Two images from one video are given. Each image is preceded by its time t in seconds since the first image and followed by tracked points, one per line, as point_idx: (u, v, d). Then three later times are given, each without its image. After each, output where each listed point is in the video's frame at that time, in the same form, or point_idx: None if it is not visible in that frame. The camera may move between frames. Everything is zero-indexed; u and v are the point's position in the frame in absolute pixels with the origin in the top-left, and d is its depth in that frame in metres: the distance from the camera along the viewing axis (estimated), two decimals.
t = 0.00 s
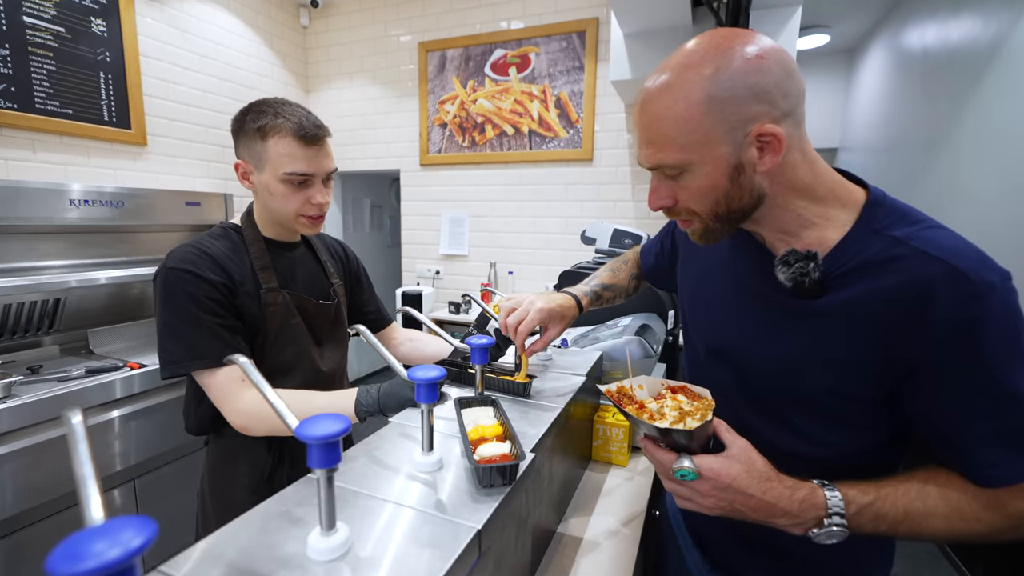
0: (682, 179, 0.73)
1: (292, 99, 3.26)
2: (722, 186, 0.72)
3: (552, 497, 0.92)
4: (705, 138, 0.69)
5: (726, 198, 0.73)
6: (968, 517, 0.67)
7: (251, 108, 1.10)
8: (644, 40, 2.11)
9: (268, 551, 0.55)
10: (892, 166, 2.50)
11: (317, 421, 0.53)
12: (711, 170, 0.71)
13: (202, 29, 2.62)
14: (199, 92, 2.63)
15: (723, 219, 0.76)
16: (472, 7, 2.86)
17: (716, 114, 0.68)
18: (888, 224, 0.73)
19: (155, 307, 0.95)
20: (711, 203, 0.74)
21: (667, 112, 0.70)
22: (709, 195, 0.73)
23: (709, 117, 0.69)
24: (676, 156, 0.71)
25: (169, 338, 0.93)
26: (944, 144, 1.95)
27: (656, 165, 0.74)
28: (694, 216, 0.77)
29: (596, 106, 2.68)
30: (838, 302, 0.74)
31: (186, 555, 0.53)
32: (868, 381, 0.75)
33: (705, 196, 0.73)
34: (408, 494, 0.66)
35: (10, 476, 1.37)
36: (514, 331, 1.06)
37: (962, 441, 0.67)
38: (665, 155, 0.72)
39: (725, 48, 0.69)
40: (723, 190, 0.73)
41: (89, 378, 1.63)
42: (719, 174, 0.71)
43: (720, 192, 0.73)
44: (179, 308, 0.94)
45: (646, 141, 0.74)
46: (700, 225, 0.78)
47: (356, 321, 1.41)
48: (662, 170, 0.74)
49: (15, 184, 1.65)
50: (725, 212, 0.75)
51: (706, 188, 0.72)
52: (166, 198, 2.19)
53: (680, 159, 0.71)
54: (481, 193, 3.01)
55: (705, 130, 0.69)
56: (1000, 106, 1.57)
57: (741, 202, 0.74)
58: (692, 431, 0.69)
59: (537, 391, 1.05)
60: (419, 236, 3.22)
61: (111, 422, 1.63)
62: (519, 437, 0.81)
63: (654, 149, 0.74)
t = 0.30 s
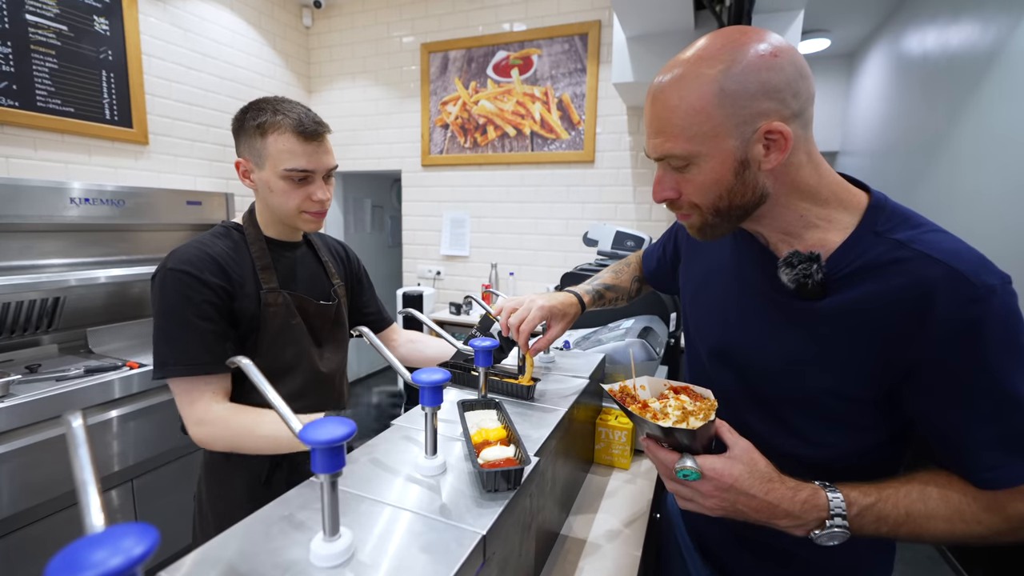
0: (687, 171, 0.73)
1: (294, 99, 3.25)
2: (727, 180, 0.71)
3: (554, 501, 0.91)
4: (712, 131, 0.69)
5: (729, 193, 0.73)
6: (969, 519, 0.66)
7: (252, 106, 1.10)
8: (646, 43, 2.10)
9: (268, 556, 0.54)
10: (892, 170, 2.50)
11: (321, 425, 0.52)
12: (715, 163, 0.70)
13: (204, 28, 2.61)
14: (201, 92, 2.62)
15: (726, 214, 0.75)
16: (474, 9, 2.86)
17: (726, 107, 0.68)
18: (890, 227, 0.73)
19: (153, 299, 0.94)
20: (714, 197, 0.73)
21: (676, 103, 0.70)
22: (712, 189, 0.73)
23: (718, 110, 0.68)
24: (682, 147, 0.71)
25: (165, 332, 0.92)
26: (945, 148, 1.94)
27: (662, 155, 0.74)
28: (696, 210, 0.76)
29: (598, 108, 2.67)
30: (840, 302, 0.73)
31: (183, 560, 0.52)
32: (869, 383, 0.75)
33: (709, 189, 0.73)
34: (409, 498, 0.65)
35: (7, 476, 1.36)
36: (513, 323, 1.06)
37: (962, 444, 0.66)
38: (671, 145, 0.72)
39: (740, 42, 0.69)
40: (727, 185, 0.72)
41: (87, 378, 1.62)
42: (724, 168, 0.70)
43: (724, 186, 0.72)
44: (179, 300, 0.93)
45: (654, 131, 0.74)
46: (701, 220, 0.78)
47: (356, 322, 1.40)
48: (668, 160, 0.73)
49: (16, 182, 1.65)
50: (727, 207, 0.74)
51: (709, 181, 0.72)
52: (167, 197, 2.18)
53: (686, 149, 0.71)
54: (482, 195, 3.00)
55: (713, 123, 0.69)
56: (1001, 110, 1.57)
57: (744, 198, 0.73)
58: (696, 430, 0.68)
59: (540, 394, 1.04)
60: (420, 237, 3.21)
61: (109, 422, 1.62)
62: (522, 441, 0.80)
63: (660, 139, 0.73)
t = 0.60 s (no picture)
0: (690, 151, 0.72)
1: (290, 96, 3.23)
2: (729, 163, 0.71)
3: (553, 500, 0.91)
4: (719, 111, 0.69)
5: (731, 177, 0.72)
6: (963, 513, 0.65)
7: (253, 104, 1.08)
8: (645, 40, 2.09)
9: (264, 557, 0.53)
10: (889, 169, 2.50)
11: (318, 424, 0.51)
12: (719, 145, 0.70)
13: (199, 25, 2.59)
14: (196, 88, 2.60)
15: (725, 200, 0.75)
16: (472, 6, 2.85)
17: (735, 88, 0.68)
18: (888, 223, 0.73)
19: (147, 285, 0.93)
20: (716, 180, 0.73)
21: (685, 80, 0.70)
22: (714, 171, 0.72)
23: (727, 90, 0.68)
24: (687, 126, 0.71)
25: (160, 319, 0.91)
26: (943, 146, 1.94)
27: (667, 133, 0.73)
28: (696, 193, 0.76)
29: (596, 106, 2.67)
30: (837, 298, 0.73)
31: (176, 563, 0.52)
32: (865, 379, 0.74)
33: (710, 171, 0.72)
34: (407, 497, 0.65)
35: (3, 475, 1.35)
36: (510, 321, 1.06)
37: (956, 439, 0.66)
38: (677, 123, 0.71)
39: (754, 25, 0.68)
40: (729, 168, 0.71)
41: (82, 376, 1.60)
42: (727, 150, 0.70)
43: (726, 169, 0.72)
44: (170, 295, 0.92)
45: (660, 109, 0.73)
46: (701, 205, 0.77)
47: (352, 321, 1.40)
48: (672, 139, 0.73)
49: (10, 179, 1.63)
50: (727, 192, 0.74)
51: (712, 163, 0.71)
52: (163, 195, 2.17)
53: (691, 127, 0.70)
54: (480, 193, 2.99)
55: (720, 102, 0.68)
56: (999, 109, 1.57)
57: (744, 184, 0.73)
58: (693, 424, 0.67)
59: (539, 393, 1.04)
60: (418, 235, 3.20)
61: (106, 421, 1.61)
62: (521, 440, 0.80)
63: (667, 117, 0.73)
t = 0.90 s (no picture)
0: (698, 131, 0.72)
1: (290, 94, 3.22)
2: (736, 146, 0.71)
3: (553, 500, 0.91)
4: (729, 92, 0.69)
5: (735, 161, 0.72)
6: (961, 509, 0.65)
7: (237, 104, 1.08)
8: (645, 37, 2.08)
9: (262, 560, 0.53)
10: (890, 166, 2.49)
11: (315, 426, 0.51)
12: (727, 126, 0.70)
13: (199, 24, 2.59)
14: (196, 88, 2.60)
15: (727, 184, 0.75)
16: (472, 3, 2.84)
17: (747, 69, 0.67)
18: (888, 220, 0.72)
19: (156, 272, 0.94)
20: (720, 162, 0.73)
21: (701, 60, 0.70)
22: (719, 153, 0.72)
23: (740, 71, 0.68)
24: (698, 105, 0.71)
25: (167, 307, 0.92)
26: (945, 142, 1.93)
27: (676, 111, 0.73)
28: (700, 175, 0.75)
29: (596, 104, 2.66)
30: (836, 294, 0.73)
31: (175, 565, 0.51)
32: (864, 376, 0.73)
33: (716, 153, 0.72)
34: (406, 499, 0.65)
35: (5, 474, 1.35)
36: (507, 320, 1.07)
37: (955, 436, 0.65)
38: (688, 100, 0.71)
39: (772, 10, 0.68)
40: (735, 151, 0.71)
41: (83, 376, 1.60)
42: (734, 132, 0.70)
43: (731, 152, 0.71)
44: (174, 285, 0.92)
45: (672, 86, 0.73)
46: (703, 188, 0.77)
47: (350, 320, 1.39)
48: (681, 118, 0.73)
49: (11, 179, 1.63)
50: (730, 176, 0.73)
51: (717, 144, 0.71)
52: (163, 194, 2.17)
53: (701, 105, 0.70)
54: (480, 191, 2.99)
55: (731, 83, 0.68)
56: (1002, 104, 1.56)
57: (748, 170, 0.72)
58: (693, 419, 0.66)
59: (539, 392, 1.03)
60: (418, 233, 3.19)
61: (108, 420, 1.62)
62: (521, 440, 0.79)
63: (677, 94, 0.72)
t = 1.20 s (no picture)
0: (694, 128, 0.72)
1: (290, 95, 3.22)
2: (731, 143, 0.71)
3: (552, 500, 0.91)
4: (726, 89, 0.69)
5: (731, 158, 0.72)
6: (955, 506, 0.65)
7: (241, 105, 1.07)
8: (645, 38, 2.08)
9: (258, 561, 0.53)
10: (889, 165, 2.49)
11: (310, 427, 0.51)
12: (722, 123, 0.70)
13: (198, 26, 2.59)
14: (196, 89, 2.60)
15: (722, 182, 0.74)
16: (471, 5, 2.84)
17: (745, 67, 0.67)
18: (881, 219, 0.72)
19: (154, 271, 0.94)
20: (715, 159, 0.73)
21: (699, 57, 0.70)
22: (715, 150, 0.72)
23: (737, 68, 0.68)
24: (695, 101, 0.70)
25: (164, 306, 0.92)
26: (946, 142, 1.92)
27: (674, 106, 0.73)
28: (696, 172, 0.75)
29: (596, 105, 2.66)
30: (829, 292, 0.73)
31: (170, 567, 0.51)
32: (858, 375, 0.73)
33: (711, 150, 0.72)
34: (401, 500, 0.65)
35: (5, 475, 1.35)
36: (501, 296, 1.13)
37: (948, 435, 0.65)
38: (685, 97, 0.71)
39: (770, 8, 0.68)
40: (730, 148, 0.71)
41: (83, 377, 1.60)
42: (730, 129, 0.70)
43: (727, 149, 0.71)
44: (172, 286, 0.92)
45: (671, 82, 0.73)
46: (698, 185, 0.77)
47: (348, 322, 1.39)
48: (678, 113, 0.73)
49: (12, 181, 1.64)
50: (726, 173, 0.73)
51: (713, 140, 0.71)
52: (163, 196, 2.17)
53: (698, 102, 0.70)
54: (480, 192, 2.99)
55: (728, 80, 0.68)
56: (1000, 104, 1.56)
57: (743, 167, 0.72)
58: (689, 417, 0.67)
59: (537, 393, 1.03)
60: (417, 234, 3.20)
61: (107, 421, 1.62)
62: (519, 441, 0.79)
63: (676, 91, 0.72)
